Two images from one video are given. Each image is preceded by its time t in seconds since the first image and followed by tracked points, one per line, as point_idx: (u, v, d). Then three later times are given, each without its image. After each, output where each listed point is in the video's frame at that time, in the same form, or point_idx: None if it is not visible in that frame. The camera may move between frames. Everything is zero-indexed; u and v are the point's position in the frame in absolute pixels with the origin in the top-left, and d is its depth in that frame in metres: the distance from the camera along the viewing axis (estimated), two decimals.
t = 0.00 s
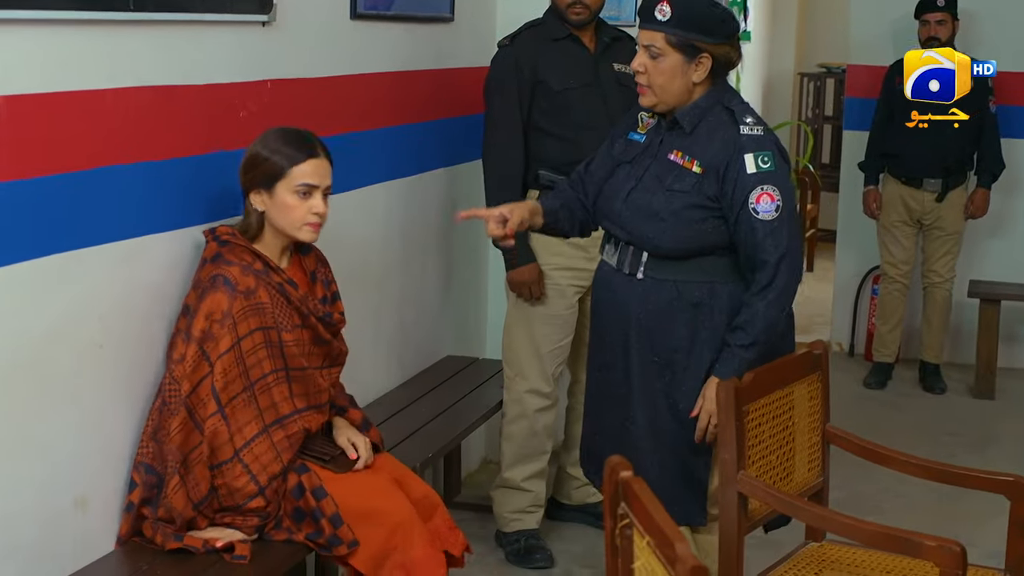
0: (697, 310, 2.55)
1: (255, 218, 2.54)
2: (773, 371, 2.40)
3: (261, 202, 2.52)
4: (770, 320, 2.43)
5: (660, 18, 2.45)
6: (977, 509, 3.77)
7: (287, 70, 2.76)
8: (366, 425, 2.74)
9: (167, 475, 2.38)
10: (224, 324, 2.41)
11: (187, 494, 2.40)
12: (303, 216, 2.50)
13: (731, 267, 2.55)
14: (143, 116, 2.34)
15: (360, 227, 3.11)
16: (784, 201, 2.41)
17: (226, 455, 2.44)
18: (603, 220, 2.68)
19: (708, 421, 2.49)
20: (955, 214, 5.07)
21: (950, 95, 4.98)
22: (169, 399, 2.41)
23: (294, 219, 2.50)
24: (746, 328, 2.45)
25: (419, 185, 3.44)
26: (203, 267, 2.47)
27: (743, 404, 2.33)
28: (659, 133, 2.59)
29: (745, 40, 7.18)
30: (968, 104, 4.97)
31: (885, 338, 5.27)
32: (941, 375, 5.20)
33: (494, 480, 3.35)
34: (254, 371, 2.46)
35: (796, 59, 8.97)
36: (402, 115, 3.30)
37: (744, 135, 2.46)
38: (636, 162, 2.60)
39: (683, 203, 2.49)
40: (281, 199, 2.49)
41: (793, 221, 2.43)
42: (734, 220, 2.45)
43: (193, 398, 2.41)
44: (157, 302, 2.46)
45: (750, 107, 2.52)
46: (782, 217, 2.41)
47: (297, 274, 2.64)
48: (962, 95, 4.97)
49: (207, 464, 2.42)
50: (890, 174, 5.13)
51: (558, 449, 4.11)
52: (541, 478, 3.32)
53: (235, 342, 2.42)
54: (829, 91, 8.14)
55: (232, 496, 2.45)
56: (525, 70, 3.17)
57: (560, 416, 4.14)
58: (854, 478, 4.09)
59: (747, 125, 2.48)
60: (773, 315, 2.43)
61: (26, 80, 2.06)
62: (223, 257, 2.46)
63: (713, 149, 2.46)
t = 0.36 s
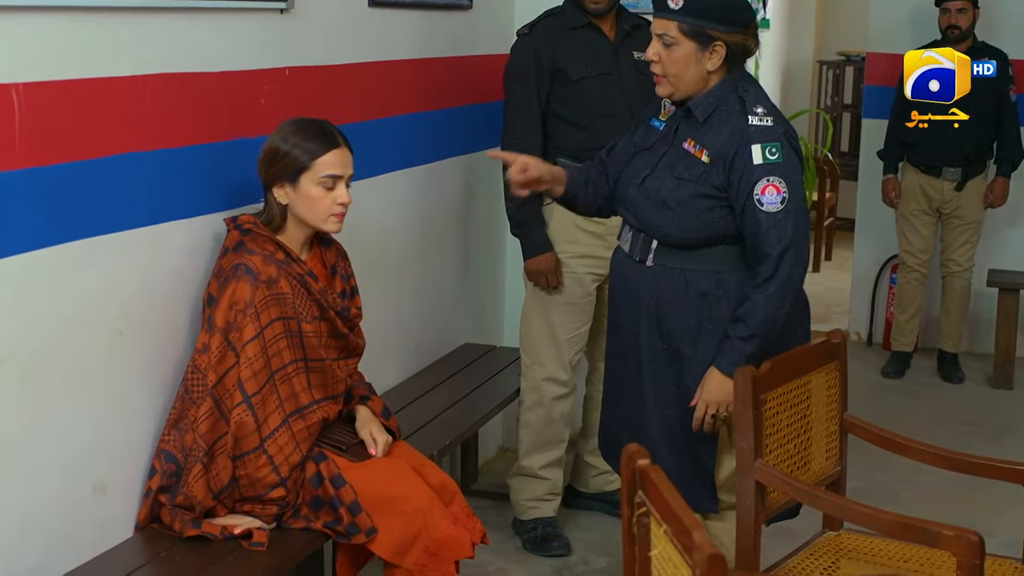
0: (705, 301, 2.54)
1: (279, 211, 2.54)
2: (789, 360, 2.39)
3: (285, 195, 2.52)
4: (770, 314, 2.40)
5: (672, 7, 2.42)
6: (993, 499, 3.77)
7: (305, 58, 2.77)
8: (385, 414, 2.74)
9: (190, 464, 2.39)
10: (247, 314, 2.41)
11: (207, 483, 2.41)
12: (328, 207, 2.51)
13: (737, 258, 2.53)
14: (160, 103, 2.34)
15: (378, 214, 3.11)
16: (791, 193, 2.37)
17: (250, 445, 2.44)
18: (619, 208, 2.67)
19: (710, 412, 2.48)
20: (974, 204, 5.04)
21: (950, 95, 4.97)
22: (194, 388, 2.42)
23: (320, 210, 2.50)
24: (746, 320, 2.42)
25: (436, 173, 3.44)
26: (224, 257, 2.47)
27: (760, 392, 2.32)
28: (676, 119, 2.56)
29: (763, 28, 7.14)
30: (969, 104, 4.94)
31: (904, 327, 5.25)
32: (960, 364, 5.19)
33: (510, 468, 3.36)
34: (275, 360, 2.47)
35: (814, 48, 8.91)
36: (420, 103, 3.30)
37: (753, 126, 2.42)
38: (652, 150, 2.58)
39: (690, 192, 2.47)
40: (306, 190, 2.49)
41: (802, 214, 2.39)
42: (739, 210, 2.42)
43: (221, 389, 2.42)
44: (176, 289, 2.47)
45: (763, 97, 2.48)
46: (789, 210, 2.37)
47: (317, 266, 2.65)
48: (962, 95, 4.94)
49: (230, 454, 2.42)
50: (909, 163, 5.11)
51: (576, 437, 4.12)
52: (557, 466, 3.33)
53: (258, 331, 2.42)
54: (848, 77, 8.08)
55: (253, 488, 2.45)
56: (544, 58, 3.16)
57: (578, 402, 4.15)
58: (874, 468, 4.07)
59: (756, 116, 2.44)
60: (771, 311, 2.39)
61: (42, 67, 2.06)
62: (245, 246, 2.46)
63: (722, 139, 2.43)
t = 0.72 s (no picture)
0: (713, 292, 2.54)
1: (306, 204, 2.53)
2: (803, 352, 2.39)
3: (314, 186, 2.52)
4: (774, 305, 2.39)
5: None
6: (1006, 492, 3.77)
7: (317, 49, 2.77)
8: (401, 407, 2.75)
9: (205, 454, 2.40)
10: (269, 305, 2.42)
11: (222, 472, 2.42)
12: (359, 196, 2.54)
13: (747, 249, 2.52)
14: (172, 95, 2.34)
15: (391, 206, 3.11)
16: (796, 182, 2.35)
17: (267, 436, 2.44)
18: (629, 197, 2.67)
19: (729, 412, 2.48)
20: (987, 196, 5.03)
21: (949, 95, 4.99)
22: (212, 378, 2.43)
23: (353, 200, 2.53)
24: (751, 314, 2.41)
25: (449, 165, 3.44)
26: (247, 248, 2.48)
27: (773, 384, 2.31)
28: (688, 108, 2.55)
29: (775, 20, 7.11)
30: (969, 104, 4.93)
31: (916, 320, 5.25)
32: (972, 356, 5.18)
33: (523, 459, 3.36)
34: (295, 352, 2.47)
35: (827, 39, 8.87)
36: (432, 95, 3.30)
37: (759, 115, 2.40)
38: (661, 140, 2.58)
39: (697, 182, 2.47)
40: (338, 182, 2.51)
41: (808, 203, 2.38)
42: (745, 200, 2.41)
43: (238, 378, 2.42)
44: (188, 280, 2.47)
45: (770, 86, 2.45)
46: (794, 199, 2.35)
47: (339, 259, 2.65)
48: (962, 95, 4.95)
49: (247, 444, 2.43)
50: (921, 154, 5.10)
51: (588, 428, 4.12)
52: (569, 458, 3.33)
53: (279, 322, 2.43)
54: (861, 68, 8.12)
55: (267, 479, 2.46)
56: (557, 50, 3.16)
57: (590, 393, 4.16)
58: (887, 461, 4.07)
59: (763, 105, 2.42)
60: (775, 303, 2.39)
61: (54, 60, 2.05)
62: (268, 238, 2.47)
63: (728, 128, 2.42)
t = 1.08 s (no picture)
0: (719, 286, 2.54)
1: (315, 199, 2.53)
2: (814, 347, 2.39)
3: (323, 180, 2.52)
4: (786, 302, 2.38)
5: None
6: (1014, 487, 3.77)
7: (325, 44, 2.77)
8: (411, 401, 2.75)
9: (213, 449, 2.40)
10: (278, 300, 2.42)
11: (230, 466, 2.42)
12: (369, 185, 2.54)
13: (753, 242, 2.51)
14: (179, 90, 2.34)
15: (399, 201, 3.12)
16: (800, 177, 2.34)
17: (276, 431, 2.44)
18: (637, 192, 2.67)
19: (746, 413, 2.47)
20: (995, 189, 5.03)
21: (948, 96, 4.99)
22: (222, 373, 2.43)
23: (362, 191, 2.54)
24: (765, 314, 2.41)
25: (457, 160, 3.45)
26: (257, 243, 2.48)
27: (780, 378, 2.30)
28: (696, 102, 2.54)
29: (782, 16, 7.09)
30: (969, 104, 4.96)
31: (924, 315, 5.25)
32: (980, 352, 5.18)
33: (531, 454, 3.37)
34: (304, 348, 2.47)
35: (835, 35, 8.85)
36: (440, 90, 3.30)
37: (763, 110, 2.39)
38: (668, 135, 2.58)
39: (702, 176, 2.47)
40: (347, 174, 2.51)
41: (813, 196, 2.37)
42: (749, 194, 2.41)
43: (247, 373, 2.42)
44: (197, 275, 2.48)
45: (775, 81, 2.44)
46: (798, 193, 2.35)
47: (347, 254, 2.65)
48: (962, 95, 4.97)
49: (255, 439, 2.43)
50: (929, 149, 5.09)
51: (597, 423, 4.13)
52: (577, 453, 3.33)
53: (289, 317, 2.43)
54: (869, 63, 8.10)
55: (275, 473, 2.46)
56: (565, 45, 3.16)
57: (599, 388, 4.17)
58: (896, 456, 4.06)
59: (767, 98, 2.41)
60: (786, 299, 2.38)
61: (61, 54, 2.05)
62: (277, 233, 2.47)
63: (732, 122, 2.42)
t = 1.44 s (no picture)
0: (720, 284, 2.53)
1: (316, 197, 2.53)
2: (818, 345, 2.38)
3: (323, 177, 2.52)
4: (778, 297, 2.37)
5: None
6: (1019, 484, 3.77)
7: (330, 43, 2.78)
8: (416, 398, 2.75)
9: (218, 447, 2.40)
10: (281, 298, 2.42)
11: (235, 465, 2.42)
12: (370, 182, 2.54)
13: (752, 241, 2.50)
14: (184, 88, 2.34)
15: (404, 199, 3.12)
16: (798, 173, 2.33)
17: (279, 429, 2.44)
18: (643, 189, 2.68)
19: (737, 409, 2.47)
20: (999, 188, 5.02)
21: (948, 95, 5.01)
22: (225, 371, 2.43)
23: (362, 188, 2.53)
24: (758, 309, 2.40)
25: (461, 158, 3.45)
26: (259, 241, 2.48)
27: (785, 376, 2.30)
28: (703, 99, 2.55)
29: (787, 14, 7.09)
30: (970, 104, 4.97)
31: (929, 312, 5.25)
32: (984, 349, 5.18)
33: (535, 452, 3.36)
34: (307, 345, 2.47)
35: (839, 33, 8.85)
36: (444, 88, 3.30)
37: (761, 107, 2.38)
38: (675, 132, 2.58)
39: (703, 173, 2.47)
40: (347, 172, 2.51)
41: (812, 193, 2.36)
42: (748, 190, 2.41)
43: (250, 371, 2.42)
44: (201, 273, 2.48)
45: (776, 77, 2.42)
46: (796, 190, 2.34)
47: (349, 251, 2.65)
48: (962, 95, 4.98)
49: (259, 438, 2.43)
50: (933, 147, 5.10)
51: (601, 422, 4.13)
52: (581, 452, 3.32)
53: (291, 316, 2.43)
54: (874, 61, 8.10)
55: (280, 471, 2.46)
56: (569, 43, 3.15)
57: (603, 385, 4.17)
58: (902, 454, 4.06)
59: (767, 94, 2.40)
60: (780, 295, 2.37)
61: (67, 52, 2.05)
62: (279, 231, 2.46)
63: (731, 118, 2.42)
